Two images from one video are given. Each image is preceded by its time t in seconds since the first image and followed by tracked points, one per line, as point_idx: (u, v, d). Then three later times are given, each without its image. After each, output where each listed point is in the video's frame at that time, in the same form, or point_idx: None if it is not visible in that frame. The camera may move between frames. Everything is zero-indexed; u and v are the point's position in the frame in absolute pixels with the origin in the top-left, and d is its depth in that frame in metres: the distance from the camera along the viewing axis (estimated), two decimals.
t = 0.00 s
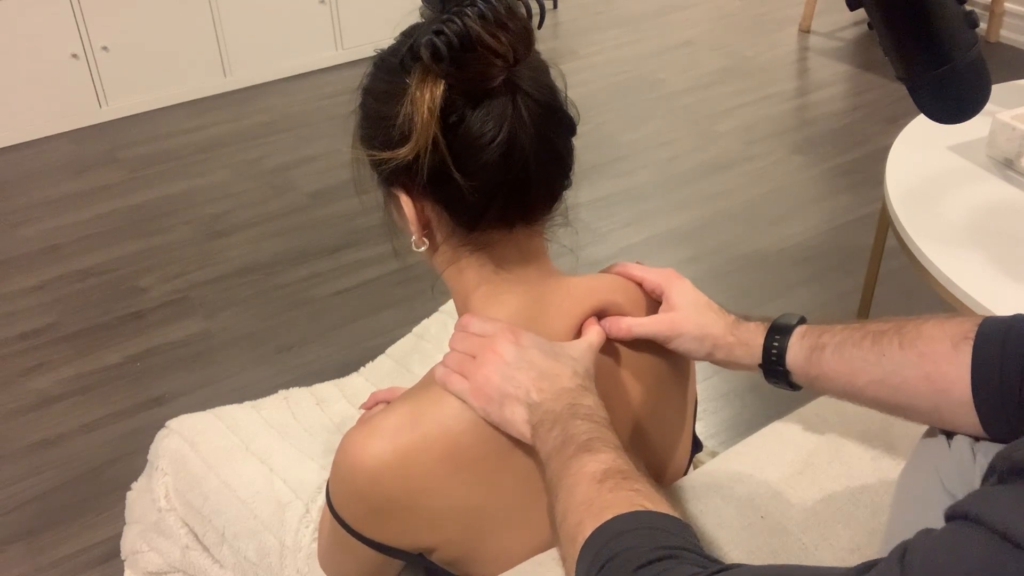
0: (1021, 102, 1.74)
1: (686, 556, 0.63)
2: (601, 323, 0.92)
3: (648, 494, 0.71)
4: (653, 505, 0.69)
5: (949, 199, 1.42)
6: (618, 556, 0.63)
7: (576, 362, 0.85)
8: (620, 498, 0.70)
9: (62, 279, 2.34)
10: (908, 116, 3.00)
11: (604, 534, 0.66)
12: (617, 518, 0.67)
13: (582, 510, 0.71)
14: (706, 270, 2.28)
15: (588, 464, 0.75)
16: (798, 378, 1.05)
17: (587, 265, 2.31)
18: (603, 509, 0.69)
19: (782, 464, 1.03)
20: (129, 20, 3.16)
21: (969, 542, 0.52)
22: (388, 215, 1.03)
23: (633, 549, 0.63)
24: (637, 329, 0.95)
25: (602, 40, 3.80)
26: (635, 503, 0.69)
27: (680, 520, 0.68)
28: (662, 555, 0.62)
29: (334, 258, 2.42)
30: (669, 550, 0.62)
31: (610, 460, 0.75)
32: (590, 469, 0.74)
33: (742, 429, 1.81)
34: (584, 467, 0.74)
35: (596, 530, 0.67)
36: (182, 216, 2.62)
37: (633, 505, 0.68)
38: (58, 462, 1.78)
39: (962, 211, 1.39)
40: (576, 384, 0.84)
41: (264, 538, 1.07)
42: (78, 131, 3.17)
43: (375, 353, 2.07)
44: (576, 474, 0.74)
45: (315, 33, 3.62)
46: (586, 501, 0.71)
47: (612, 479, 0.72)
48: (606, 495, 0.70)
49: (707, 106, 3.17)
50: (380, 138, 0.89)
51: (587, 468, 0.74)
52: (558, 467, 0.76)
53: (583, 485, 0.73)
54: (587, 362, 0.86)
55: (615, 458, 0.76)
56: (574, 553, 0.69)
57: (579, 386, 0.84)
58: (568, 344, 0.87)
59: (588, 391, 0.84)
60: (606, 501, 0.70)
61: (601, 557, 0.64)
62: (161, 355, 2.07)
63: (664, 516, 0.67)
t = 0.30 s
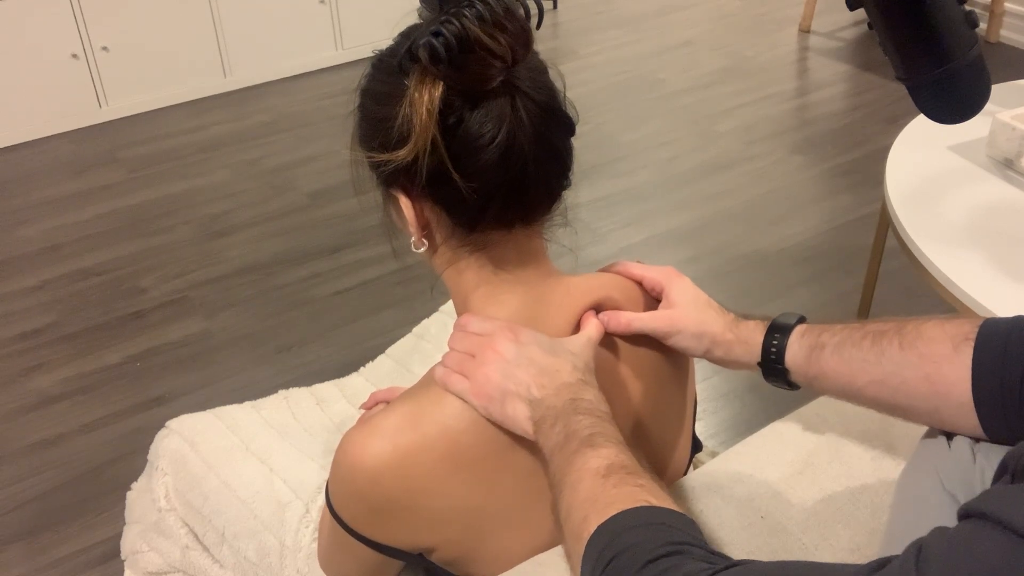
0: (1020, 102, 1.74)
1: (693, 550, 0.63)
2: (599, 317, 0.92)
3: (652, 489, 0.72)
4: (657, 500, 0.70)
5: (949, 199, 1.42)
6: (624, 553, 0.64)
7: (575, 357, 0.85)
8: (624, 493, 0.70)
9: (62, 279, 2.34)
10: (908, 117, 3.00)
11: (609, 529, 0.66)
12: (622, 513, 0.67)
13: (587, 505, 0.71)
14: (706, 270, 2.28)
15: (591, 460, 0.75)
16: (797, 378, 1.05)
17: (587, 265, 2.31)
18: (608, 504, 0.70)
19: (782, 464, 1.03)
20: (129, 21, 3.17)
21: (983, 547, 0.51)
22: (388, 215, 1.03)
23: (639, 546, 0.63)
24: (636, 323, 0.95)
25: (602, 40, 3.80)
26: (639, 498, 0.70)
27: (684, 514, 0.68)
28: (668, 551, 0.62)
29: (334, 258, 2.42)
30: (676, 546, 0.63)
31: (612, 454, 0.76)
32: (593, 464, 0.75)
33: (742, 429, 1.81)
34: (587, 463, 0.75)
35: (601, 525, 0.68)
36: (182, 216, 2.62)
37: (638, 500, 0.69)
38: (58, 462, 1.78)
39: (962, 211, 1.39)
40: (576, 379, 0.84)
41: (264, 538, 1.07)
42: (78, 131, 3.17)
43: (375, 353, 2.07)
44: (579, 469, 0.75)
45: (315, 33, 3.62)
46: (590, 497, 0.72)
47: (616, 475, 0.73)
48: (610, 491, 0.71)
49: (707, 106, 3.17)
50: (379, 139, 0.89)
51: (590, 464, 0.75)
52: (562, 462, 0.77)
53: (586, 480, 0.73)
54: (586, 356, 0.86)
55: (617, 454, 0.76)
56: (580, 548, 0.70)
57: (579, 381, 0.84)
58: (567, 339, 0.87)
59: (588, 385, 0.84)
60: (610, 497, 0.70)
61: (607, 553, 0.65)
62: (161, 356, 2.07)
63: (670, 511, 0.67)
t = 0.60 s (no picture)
0: (1020, 102, 1.74)
1: (696, 541, 0.62)
2: (595, 305, 0.92)
3: (654, 478, 0.71)
4: (659, 489, 0.69)
5: (949, 199, 1.42)
6: (627, 541, 0.63)
7: (573, 345, 0.85)
8: (626, 482, 0.69)
9: (62, 279, 2.34)
10: (908, 117, 3.00)
11: (612, 518, 0.65)
12: (625, 501, 0.66)
13: (588, 495, 0.70)
14: (706, 270, 2.28)
15: (592, 449, 0.75)
16: (794, 377, 1.05)
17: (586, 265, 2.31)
18: (610, 493, 0.69)
19: (781, 464, 1.03)
20: (130, 20, 3.17)
21: (986, 540, 0.51)
22: (388, 216, 1.02)
23: (642, 534, 0.62)
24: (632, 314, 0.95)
25: (603, 40, 3.80)
26: (641, 487, 0.68)
27: (687, 504, 0.67)
28: (671, 540, 0.61)
29: (334, 258, 2.42)
30: (676, 536, 0.62)
31: (612, 444, 0.75)
32: (595, 453, 0.74)
33: (742, 429, 1.81)
34: (588, 452, 0.74)
35: (602, 515, 0.66)
36: (182, 216, 2.62)
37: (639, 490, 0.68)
38: (58, 463, 1.78)
39: (962, 211, 1.39)
40: (575, 366, 0.83)
41: (264, 538, 1.07)
42: (78, 131, 3.17)
43: (375, 353, 2.08)
44: (580, 458, 0.74)
45: (315, 33, 3.62)
46: (591, 487, 0.71)
47: (617, 464, 0.72)
48: (612, 481, 0.70)
49: (707, 105, 3.17)
50: (378, 138, 0.89)
51: (591, 453, 0.74)
52: (564, 451, 0.76)
53: (587, 470, 0.73)
54: (584, 343, 0.86)
55: (618, 442, 0.76)
56: (582, 538, 0.69)
57: (578, 368, 0.83)
58: (565, 328, 0.87)
59: (588, 372, 0.84)
60: (612, 486, 0.69)
61: (610, 542, 0.64)
62: (161, 356, 2.07)
63: (673, 500, 0.66)
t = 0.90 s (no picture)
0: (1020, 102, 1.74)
1: (710, 526, 0.63)
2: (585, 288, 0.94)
3: (666, 463, 0.72)
4: (671, 475, 0.70)
5: (949, 199, 1.42)
6: (643, 529, 0.64)
7: (576, 332, 0.86)
8: (638, 469, 0.70)
9: (62, 279, 2.34)
10: (908, 117, 3.00)
11: (627, 506, 0.66)
12: (639, 488, 0.67)
13: (604, 482, 0.71)
14: (706, 270, 2.28)
15: (604, 437, 0.76)
16: (790, 376, 1.03)
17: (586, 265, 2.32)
18: (625, 480, 0.70)
19: (782, 464, 1.03)
20: (130, 20, 3.17)
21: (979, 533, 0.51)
22: (387, 215, 1.02)
23: (657, 522, 0.64)
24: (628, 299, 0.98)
25: (603, 40, 3.80)
26: (654, 473, 0.70)
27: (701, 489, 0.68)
28: (686, 527, 0.62)
29: (334, 258, 2.42)
30: (690, 522, 0.63)
31: (622, 430, 0.77)
32: (606, 441, 0.75)
33: (742, 430, 1.81)
34: (600, 439, 0.76)
35: (617, 502, 0.68)
36: (182, 216, 2.62)
37: (652, 476, 0.69)
38: (58, 463, 1.78)
39: (963, 211, 1.39)
40: (580, 353, 0.85)
41: (264, 538, 1.07)
42: (78, 131, 3.17)
43: (375, 353, 2.07)
44: (592, 447, 0.76)
45: (315, 33, 3.62)
46: (605, 475, 0.72)
47: (628, 450, 0.73)
48: (625, 469, 0.71)
49: (707, 105, 3.17)
50: (377, 137, 0.89)
51: (602, 441, 0.76)
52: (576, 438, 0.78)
53: (600, 458, 0.74)
54: (585, 328, 0.88)
55: (627, 428, 0.77)
56: (598, 525, 0.70)
57: (583, 354, 0.85)
58: (567, 313, 0.88)
59: (595, 357, 0.85)
60: (625, 474, 0.70)
61: (626, 529, 0.65)
62: (161, 356, 2.07)
63: (687, 486, 0.67)
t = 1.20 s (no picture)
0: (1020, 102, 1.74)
1: (718, 503, 0.62)
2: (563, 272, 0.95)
3: (668, 444, 0.72)
4: (674, 455, 0.70)
5: (949, 199, 1.42)
6: (650, 510, 0.63)
7: (571, 320, 0.87)
8: (643, 451, 0.70)
9: (62, 279, 2.34)
10: (909, 117, 3.00)
11: (633, 488, 0.66)
12: (645, 471, 0.67)
13: (609, 467, 0.71)
14: (706, 270, 2.28)
15: (605, 422, 0.76)
16: (792, 371, 1.03)
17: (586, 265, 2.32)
18: (631, 462, 0.69)
19: (782, 464, 1.03)
20: (130, 21, 3.17)
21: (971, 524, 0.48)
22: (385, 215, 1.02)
23: (664, 503, 0.62)
24: (635, 295, 1.00)
25: (603, 40, 3.80)
26: (659, 454, 0.69)
27: (706, 468, 0.67)
28: (693, 506, 0.61)
29: (334, 258, 2.42)
30: (698, 501, 0.61)
31: (624, 414, 0.77)
32: (608, 426, 0.76)
33: (742, 430, 1.81)
34: (602, 424, 0.76)
35: (624, 486, 0.67)
36: (182, 216, 2.62)
37: (657, 457, 0.69)
38: (57, 463, 1.78)
39: (963, 211, 1.39)
40: (576, 342, 0.85)
41: (264, 538, 1.07)
42: (78, 131, 3.18)
43: (375, 353, 2.07)
44: (596, 433, 0.76)
45: (315, 33, 3.62)
46: (609, 459, 0.72)
47: (631, 434, 0.73)
48: (630, 451, 0.71)
49: (707, 105, 3.17)
50: (375, 137, 0.89)
51: (605, 426, 0.76)
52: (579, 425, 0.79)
53: (603, 443, 0.74)
54: (578, 315, 0.88)
55: (629, 412, 0.77)
56: (607, 509, 0.70)
57: (580, 341, 0.85)
58: (556, 300, 0.89)
59: (591, 345, 0.86)
60: (630, 457, 0.70)
61: (634, 511, 0.64)
62: (161, 356, 2.07)
63: (692, 466, 0.67)
